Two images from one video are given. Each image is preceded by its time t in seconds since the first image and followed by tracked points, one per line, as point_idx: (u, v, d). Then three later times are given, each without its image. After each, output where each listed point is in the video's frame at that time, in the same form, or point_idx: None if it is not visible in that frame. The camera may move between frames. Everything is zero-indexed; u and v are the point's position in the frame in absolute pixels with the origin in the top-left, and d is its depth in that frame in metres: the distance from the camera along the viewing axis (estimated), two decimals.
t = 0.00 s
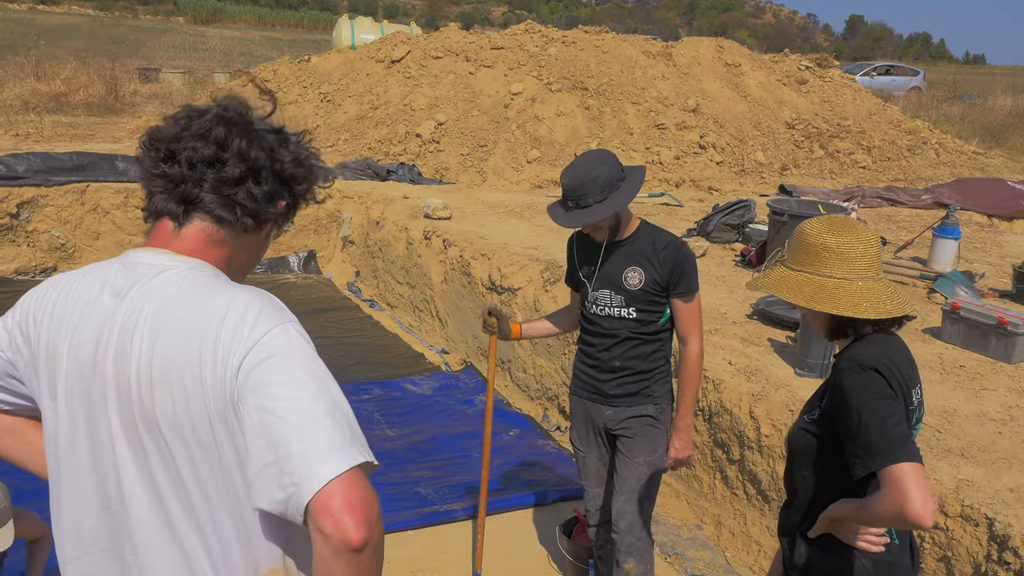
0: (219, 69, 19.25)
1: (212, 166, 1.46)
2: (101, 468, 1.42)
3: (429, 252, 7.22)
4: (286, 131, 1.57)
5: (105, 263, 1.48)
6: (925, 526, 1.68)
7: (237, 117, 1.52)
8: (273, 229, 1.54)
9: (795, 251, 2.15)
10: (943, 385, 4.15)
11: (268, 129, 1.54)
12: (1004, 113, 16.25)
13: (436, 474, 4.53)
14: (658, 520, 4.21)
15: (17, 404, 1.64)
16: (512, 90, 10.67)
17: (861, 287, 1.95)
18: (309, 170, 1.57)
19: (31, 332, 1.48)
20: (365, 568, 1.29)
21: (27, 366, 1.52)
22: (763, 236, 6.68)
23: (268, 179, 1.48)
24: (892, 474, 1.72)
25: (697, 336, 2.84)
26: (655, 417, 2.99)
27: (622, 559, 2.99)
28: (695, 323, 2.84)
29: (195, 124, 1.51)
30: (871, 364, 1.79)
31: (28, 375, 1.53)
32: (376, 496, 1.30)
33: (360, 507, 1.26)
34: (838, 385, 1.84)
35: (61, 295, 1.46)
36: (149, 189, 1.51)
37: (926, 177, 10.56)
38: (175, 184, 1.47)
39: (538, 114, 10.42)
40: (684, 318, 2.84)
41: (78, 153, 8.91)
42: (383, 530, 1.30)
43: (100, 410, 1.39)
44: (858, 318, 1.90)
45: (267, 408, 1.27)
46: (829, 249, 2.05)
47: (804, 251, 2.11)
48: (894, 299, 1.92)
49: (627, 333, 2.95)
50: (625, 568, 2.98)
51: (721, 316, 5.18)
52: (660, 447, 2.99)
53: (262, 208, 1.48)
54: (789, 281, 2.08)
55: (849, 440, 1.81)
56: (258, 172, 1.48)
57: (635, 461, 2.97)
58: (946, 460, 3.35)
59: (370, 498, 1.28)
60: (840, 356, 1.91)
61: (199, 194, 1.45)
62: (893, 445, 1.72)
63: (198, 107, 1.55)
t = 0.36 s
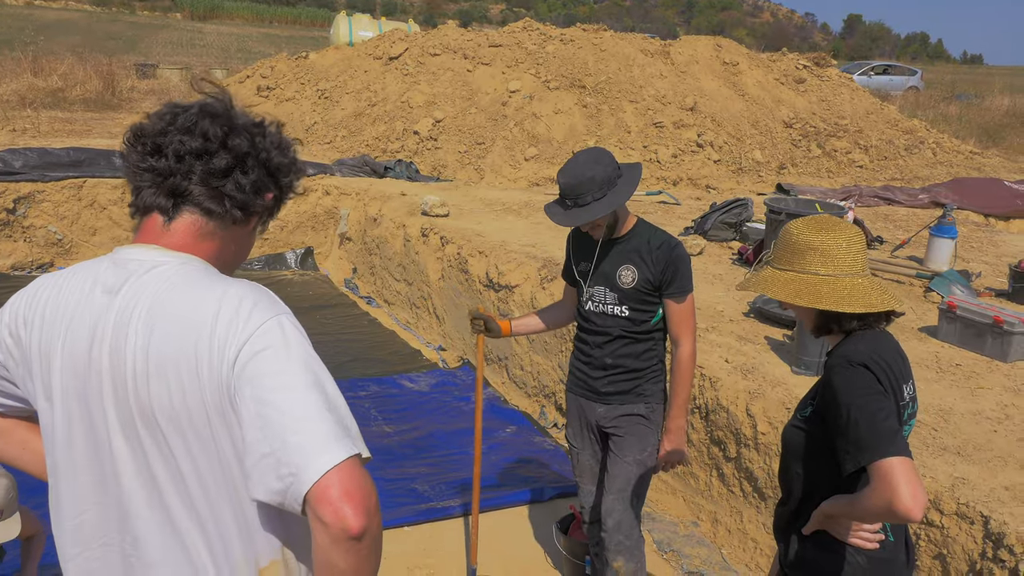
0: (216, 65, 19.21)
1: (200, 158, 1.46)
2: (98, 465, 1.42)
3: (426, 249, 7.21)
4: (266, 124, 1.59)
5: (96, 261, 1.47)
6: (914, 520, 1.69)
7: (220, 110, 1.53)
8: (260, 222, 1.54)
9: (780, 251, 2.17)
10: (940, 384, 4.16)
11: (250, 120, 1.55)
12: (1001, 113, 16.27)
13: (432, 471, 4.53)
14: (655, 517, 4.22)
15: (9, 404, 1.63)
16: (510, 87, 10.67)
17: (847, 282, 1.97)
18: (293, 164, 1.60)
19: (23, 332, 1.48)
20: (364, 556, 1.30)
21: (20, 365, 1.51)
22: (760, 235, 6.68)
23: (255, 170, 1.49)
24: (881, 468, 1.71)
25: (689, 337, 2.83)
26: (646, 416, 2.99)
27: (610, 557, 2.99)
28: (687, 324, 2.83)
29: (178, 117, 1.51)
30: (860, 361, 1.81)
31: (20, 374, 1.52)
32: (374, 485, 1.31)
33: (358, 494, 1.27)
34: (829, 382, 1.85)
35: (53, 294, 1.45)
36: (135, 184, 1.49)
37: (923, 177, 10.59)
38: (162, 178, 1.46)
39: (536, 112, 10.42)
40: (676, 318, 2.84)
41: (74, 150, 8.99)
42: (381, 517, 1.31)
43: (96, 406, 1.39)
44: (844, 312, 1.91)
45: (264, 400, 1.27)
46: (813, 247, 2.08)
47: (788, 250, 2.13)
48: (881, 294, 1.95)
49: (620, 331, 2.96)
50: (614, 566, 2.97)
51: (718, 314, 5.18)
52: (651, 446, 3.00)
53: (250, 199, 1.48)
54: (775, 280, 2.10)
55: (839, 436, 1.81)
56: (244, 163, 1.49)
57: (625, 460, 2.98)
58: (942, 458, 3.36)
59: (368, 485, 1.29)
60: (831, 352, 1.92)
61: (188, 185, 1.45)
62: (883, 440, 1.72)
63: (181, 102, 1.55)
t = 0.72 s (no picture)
0: (221, 65, 19.25)
1: (196, 157, 1.47)
2: (106, 462, 1.43)
3: (430, 249, 7.22)
4: (261, 121, 1.60)
5: (100, 260, 1.48)
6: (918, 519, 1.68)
7: (217, 110, 1.55)
8: (258, 219, 1.54)
9: (775, 254, 2.17)
10: (944, 384, 4.15)
11: (247, 119, 1.56)
12: (1006, 113, 16.22)
13: (435, 471, 4.54)
14: (658, 518, 4.22)
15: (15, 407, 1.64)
16: (514, 87, 10.67)
17: (843, 281, 1.98)
18: (292, 160, 1.60)
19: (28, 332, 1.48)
20: (375, 545, 1.31)
21: (25, 366, 1.52)
22: (764, 235, 6.68)
23: (251, 167, 1.50)
24: (885, 468, 1.70)
25: (690, 339, 2.83)
26: (646, 416, 2.99)
27: (611, 557, 2.98)
28: (688, 325, 2.83)
29: (175, 119, 1.53)
30: (860, 361, 1.80)
31: (26, 375, 1.52)
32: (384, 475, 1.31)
33: (369, 485, 1.27)
34: (829, 383, 1.85)
35: (58, 294, 1.46)
36: (135, 186, 1.51)
37: (928, 177, 10.56)
38: (159, 178, 1.47)
39: (540, 112, 10.43)
40: (678, 319, 2.83)
41: (79, 150, 9.02)
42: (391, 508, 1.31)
43: (103, 403, 1.39)
44: (842, 311, 1.91)
45: (273, 392, 1.28)
46: (807, 248, 2.08)
47: (783, 254, 2.14)
48: (876, 291, 1.96)
49: (620, 331, 2.96)
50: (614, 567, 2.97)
51: (722, 314, 5.18)
52: (650, 447, 2.99)
53: (247, 195, 1.48)
54: (773, 282, 2.09)
55: (841, 437, 1.81)
56: (240, 159, 1.49)
57: (624, 461, 2.97)
58: (946, 459, 3.35)
59: (378, 476, 1.29)
60: (831, 353, 1.91)
61: (184, 183, 1.45)
62: (885, 439, 1.71)
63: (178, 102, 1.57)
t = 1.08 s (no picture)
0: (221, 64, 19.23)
1: (179, 152, 1.45)
2: (104, 461, 1.42)
3: (429, 248, 7.22)
4: (252, 110, 1.55)
5: (98, 258, 1.48)
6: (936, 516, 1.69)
7: (201, 101, 1.52)
8: (255, 210, 1.52)
9: (750, 273, 2.13)
10: (943, 384, 4.15)
11: (234, 110, 1.52)
12: (1006, 112, 16.21)
13: (433, 470, 4.53)
14: (657, 517, 4.22)
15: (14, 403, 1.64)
16: (513, 86, 10.66)
17: (831, 281, 1.97)
18: (283, 145, 1.54)
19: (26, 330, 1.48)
20: (375, 544, 1.31)
21: (23, 363, 1.52)
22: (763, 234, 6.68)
23: (237, 157, 1.46)
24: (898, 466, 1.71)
25: (688, 337, 2.82)
26: (644, 415, 2.98)
27: (609, 557, 2.98)
28: (686, 324, 2.81)
29: (158, 115, 1.50)
30: (861, 359, 1.80)
31: (25, 371, 1.52)
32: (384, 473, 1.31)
33: (369, 483, 1.27)
34: (832, 384, 1.84)
35: (56, 292, 1.45)
36: (129, 185, 1.51)
37: (927, 176, 10.57)
38: (149, 178, 1.47)
39: (540, 111, 10.43)
40: (677, 317, 2.82)
41: (78, 148, 9.00)
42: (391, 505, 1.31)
43: (102, 403, 1.39)
44: (840, 311, 1.90)
45: (273, 391, 1.28)
46: (776, 264, 2.05)
47: (758, 271, 2.10)
48: (861, 286, 1.95)
49: (619, 329, 2.96)
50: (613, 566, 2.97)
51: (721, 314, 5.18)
52: (649, 446, 2.99)
53: (236, 187, 1.46)
54: (759, 300, 2.05)
55: (850, 437, 1.80)
56: (222, 151, 1.46)
57: (622, 460, 2.97)
58: (946, 459, 3.35)
59: (378, 474, 1.29)
60: (830, 355, 1.91)
61: (173, 182, 1.45)
62: (896, 437, 1.72)
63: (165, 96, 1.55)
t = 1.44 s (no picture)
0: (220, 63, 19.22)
1: (166, 155, 1.46)
2: (101, 459, 1.42)
3: (428, 247, 7.21)
4: (242, 104, 1.53)
5: (97, 256, 1.48)
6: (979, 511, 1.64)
7: (191, 101, 1.51)
8: (252, 206, 1.50)
9: (727, 296, 2.12)
10: (943, 383, 4.15)
11: (221, 106, 1.51)
12: (1005, 111, 16.21)
13: (433, 469, 4.54)
14: (656, 516, 4.22)
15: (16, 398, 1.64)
16: (513, 85, 10.66)
17: (811, 292, 1.96)
18: (270, 134, 1.51)
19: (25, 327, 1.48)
20: (366, 546, 1.31)
21: (24, 359, 1.52)
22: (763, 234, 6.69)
23: (223, 154, 1.45)
24: (932, 469, 1.66)
25: (687, 334, 2.82)
26: (644, 414, 2.98)
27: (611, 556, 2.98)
28: (686, 322, 2.81)
29: (149, 119, 1.51)
30: (868, 367, 1.78)
31: (24, 366, 1.52)
32: (376, 475, 1.31)
33: (361, 485, 1.27)
34: (843, 395, 1.81)
35: (55, 290, 1.45)
36: (127, 190, 1.53)
37: (926, 175, 10.57)
38: (143, 181, 1.48)
39: (539, 110, 10.43)
40: (677, 315, 2.82)
41: (78, 147, 8.99)
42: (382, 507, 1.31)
43: (98, 401, 1.39)
44: (821, 323, 1.89)
45: (266, 392, 1.27)
46: (751, 282, 2.04)
47: (734, 292, 2.09)
48: (840, 293, 1.94)
49: (619, 327, 2.96)
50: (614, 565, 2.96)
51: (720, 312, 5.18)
52: (649, 445, 2.99)
53: (224, 184, 1.44)
54: (741, 321, 2.03)
55: (874, 446, 1.75)
56: (206, 148, 1.45)
57: (622, 459, 2.97)
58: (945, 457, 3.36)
59: (369, 476, 1.29)
60: (828, 364, 1.89)
61: (165, 184, 1.45)
62: (925, 441, 1.67)
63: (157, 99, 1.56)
